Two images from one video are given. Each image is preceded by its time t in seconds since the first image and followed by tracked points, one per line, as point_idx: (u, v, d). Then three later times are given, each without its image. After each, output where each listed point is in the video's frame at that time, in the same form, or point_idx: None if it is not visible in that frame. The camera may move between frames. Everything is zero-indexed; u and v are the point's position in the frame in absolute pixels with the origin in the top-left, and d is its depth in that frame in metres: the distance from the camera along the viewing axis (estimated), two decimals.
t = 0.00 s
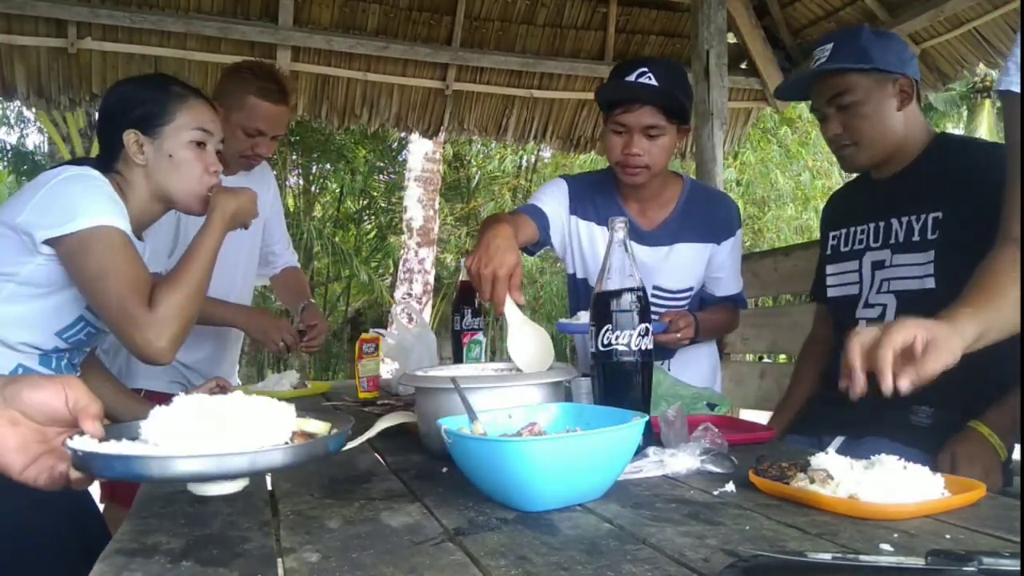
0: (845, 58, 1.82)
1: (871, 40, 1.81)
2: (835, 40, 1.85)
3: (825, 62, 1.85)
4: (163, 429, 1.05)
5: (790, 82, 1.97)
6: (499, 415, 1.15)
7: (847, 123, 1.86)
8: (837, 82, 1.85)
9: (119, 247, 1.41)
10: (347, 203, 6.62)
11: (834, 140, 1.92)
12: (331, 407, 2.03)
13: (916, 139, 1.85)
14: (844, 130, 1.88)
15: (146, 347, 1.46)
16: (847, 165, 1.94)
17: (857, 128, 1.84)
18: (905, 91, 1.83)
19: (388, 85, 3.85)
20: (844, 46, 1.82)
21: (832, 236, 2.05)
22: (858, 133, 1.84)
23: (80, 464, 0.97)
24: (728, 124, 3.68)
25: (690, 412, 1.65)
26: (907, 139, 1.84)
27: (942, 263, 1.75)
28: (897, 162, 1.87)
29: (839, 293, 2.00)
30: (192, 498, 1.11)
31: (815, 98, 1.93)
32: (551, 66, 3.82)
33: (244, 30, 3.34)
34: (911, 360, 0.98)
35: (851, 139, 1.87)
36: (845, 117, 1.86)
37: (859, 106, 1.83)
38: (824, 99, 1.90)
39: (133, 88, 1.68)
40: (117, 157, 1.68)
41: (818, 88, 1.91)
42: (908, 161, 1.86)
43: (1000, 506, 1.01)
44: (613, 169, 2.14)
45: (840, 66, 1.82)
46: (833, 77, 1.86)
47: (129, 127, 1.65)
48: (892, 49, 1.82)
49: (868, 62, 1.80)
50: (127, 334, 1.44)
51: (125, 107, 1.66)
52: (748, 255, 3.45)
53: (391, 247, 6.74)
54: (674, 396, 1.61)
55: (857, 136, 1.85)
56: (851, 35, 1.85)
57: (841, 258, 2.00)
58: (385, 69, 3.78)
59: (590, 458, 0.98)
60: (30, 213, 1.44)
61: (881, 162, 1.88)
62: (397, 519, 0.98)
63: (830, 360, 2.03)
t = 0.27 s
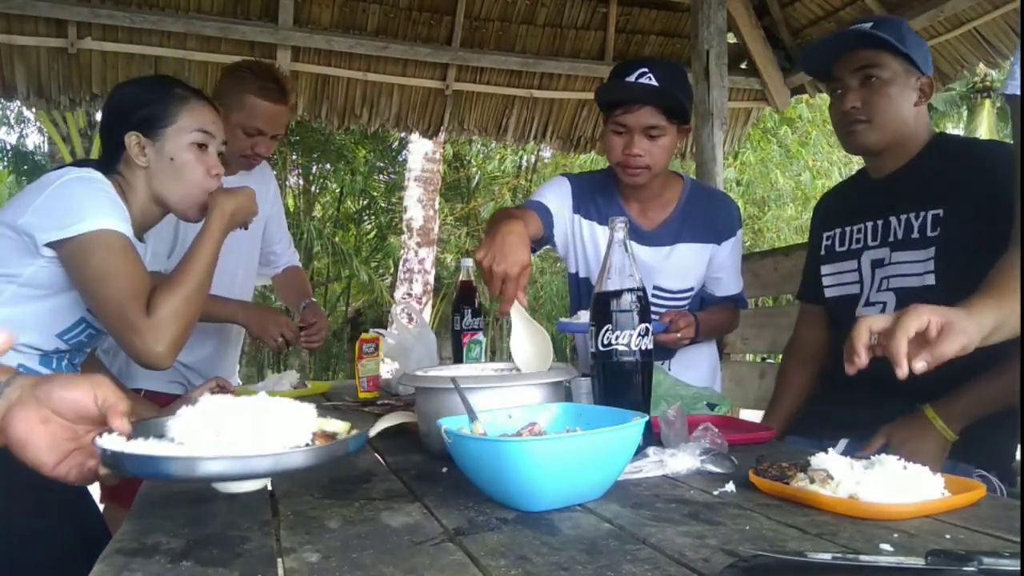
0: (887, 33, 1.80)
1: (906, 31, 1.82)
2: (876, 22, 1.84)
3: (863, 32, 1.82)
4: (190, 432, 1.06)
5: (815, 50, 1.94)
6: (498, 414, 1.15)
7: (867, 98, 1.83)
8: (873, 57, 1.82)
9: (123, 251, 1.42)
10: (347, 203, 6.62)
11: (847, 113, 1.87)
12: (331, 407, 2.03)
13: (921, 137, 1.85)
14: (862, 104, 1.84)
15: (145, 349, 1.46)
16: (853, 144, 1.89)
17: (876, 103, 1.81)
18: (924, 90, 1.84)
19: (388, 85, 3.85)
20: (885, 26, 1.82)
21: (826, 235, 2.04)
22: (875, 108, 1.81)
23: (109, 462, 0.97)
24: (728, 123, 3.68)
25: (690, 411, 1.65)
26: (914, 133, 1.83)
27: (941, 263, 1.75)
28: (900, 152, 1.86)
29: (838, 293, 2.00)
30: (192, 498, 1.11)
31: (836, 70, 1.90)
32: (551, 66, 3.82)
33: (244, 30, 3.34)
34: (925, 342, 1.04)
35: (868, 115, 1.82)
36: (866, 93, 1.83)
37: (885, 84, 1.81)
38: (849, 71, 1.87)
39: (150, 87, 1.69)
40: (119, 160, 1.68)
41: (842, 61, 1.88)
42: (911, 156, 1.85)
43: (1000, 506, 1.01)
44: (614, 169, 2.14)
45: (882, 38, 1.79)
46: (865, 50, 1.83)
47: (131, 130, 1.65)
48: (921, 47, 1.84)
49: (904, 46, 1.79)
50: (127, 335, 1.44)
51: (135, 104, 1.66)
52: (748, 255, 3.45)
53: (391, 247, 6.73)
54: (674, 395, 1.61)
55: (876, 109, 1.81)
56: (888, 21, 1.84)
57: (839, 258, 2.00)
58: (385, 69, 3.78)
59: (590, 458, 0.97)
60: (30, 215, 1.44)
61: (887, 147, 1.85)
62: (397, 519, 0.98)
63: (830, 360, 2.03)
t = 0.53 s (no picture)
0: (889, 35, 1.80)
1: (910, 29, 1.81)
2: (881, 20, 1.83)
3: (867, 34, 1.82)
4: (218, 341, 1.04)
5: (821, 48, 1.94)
6: (498, 415, 1.15)
7: (869, 100, 1.83)
8: (876, 59, 1.82)
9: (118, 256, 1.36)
10: (347, 203, 6.62)
11: (849, 114, 1.88)
12: (331, 407, 2.03)
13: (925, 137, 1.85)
14: (863, 106, 1.84)
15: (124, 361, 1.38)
16: (854, 145, 1.90)
17: (876, 105, 1.82)
18: (928, 90, 1.83)
19: (388, 85, 3.85)
20: (890, 25, 1.81)
21: (832, 238, 2.05)
22: (876, 111, 1.82)
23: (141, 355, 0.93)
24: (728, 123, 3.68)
25: (690, 412, 1.65)
26: (918, 134, 1.83)
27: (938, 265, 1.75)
28: (906, 155, 1.86)
29: (840, 295, 2.00)
30: (192, 498, 1.11)
31: (841, 72, 1.91)
32: (551, 66, 3.81)
33: (244, 30, 3.34)
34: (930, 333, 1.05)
35: (869, 117, 1.83)
36: (868, 94, 1.83)
37: (887, 86, 1.81)
38: (852, 73, 1.87)
39: (151, 88, 1.69)
40: (119, 159, 1.68)
41: (845, 64, 1.89)
42: (914, 159, 1.85)
43: (1001, 506, 1.00)
44: (614, 170, 2.14)
45: (885, 39, 1.79)
46: (868, 52, 1.83)
47: (132, 128, 1.65)
48: (927, 46, 1.82)
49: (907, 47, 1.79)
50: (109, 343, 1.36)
51: (135, 105, 1.66)
52: (748, 255, 3.45)
53: (391, 248, 6.72)
54: (674, 396, 1.61)
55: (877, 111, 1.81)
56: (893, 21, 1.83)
57: (844, 259, 2.00)
58: (385, 69, 3.78)
59: (590, 458, 0.97)
60: (31, 215, 1.43)
61: (893, 148, 1.85)
62: (397, 519, 0.98)
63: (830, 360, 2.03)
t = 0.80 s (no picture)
0: (882, 53, 1.81)
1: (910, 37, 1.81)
2: (874, 29, 1.84)
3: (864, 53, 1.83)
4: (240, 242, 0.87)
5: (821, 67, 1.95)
6: (498, 414, 1.15)
7: (874, 117, 1.84)
8: (872, 77, 1.83)
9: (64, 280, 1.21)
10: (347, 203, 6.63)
11: (856, 133, 1.90)
12: (331, 407, 2.04)
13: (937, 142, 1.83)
14: (868, 124, 1.85)
15: (49, 377, 1.23)
16: (867, 160, 1.92)
17: (880, 121, 1.82)
18: (934, 92, 1.83)
19: (389, 86, 3.86)
20: (881, 36, 1.82)
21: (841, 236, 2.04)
22: (882, 128, 1.82)
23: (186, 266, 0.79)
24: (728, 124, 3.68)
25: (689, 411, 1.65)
26: (930, 137, 1.82)
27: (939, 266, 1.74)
28: (918, 161, 1.85)
29: (841, 294, 2.01)
30: (193, 497, 1.11)
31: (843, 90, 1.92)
32: (551, 67, 3.82)
33: (245, 31, 3.35)
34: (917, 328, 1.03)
35: (876, 134, 1.84)
36: (872, 112, 1.84)
37: (889, 102, 1.81)
38: (853, 91, 1.88)
39: (172, 98, 1.68)
40: (136, 157, 1.67)
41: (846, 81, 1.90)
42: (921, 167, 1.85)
43: (999, 505, 1.01)
44: (613, 170, 2.14)
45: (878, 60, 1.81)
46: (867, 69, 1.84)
47: (156, 132, 1.65)
48: (927, 45, 1.82)
49: (904, 59, 1.80)
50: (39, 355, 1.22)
51: (154, 115, 1.66)
52: (747, 255, 3.46)
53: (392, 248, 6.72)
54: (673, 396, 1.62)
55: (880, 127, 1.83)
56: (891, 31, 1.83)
57: (847, 259, 2.00)
58: (386, 70, 3.79)
59: (590, 457, 0.98)
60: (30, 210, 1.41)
61: (908, 156, 1.85)
62: (397, 519, 0.98)
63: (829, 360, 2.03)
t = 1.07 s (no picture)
0: (899, 50, 1.80)
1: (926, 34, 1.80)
2: (894, 23, 1.83)
3: (880, 48, 1.82)
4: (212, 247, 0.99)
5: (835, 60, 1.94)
6: (499, 415, 1.15)
7: (884, 114, 1.83)
8: (886, 73, 1.82)
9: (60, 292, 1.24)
10: (347, 203, 6.63)
11: (863, 129, 1.89)
12: (331, 407, 2.04)
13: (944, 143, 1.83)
14: (877, 121, 1.85)
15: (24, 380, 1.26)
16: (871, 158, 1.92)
17: (890, 120, 1.82)
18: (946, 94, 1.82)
19: (388, 85, 3.85)
20: (902, 32, 1.80)
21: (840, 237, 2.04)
22: (891, 126, 1.82)
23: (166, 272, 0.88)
24: (728, 124, 3.68)
25: (690, 411, 1.65)
26: (938, 138, 1.82)
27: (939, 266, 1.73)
28: (922, 163, 1.85)
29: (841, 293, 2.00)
30: (192, 498, 1.11)
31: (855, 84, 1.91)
32: (551, 67, 3.82)
33: (244, 30, 3.35)
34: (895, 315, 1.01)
35: (883, 132, 1.84)
36: (883, 109, 1.84)
37: (902, 100, 1.80)
38: (866, 87, 1.87)
39: (190, 110, 1.69)
40: (148, 162, 1.65)
41: (858, 76, 1.89)
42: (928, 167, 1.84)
43: (1000, 506, 1.00)
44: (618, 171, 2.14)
45: (895, 57, 1.80)
46: (881, 66, 1.84)
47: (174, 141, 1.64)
48: (944, 43, 1.81)
49: (920, 59, 1.79)
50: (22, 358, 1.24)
51: (169, 125, 1.66)
52: (747, 255, 3.46)
53: (392, 248, 6.71)
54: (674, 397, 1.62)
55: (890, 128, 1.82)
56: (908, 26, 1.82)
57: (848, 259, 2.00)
58: (385, 69, 3.78)
59: (591, 458, 0.98)
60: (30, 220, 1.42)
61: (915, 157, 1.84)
62: (397, 519, 0.98)
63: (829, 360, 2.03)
